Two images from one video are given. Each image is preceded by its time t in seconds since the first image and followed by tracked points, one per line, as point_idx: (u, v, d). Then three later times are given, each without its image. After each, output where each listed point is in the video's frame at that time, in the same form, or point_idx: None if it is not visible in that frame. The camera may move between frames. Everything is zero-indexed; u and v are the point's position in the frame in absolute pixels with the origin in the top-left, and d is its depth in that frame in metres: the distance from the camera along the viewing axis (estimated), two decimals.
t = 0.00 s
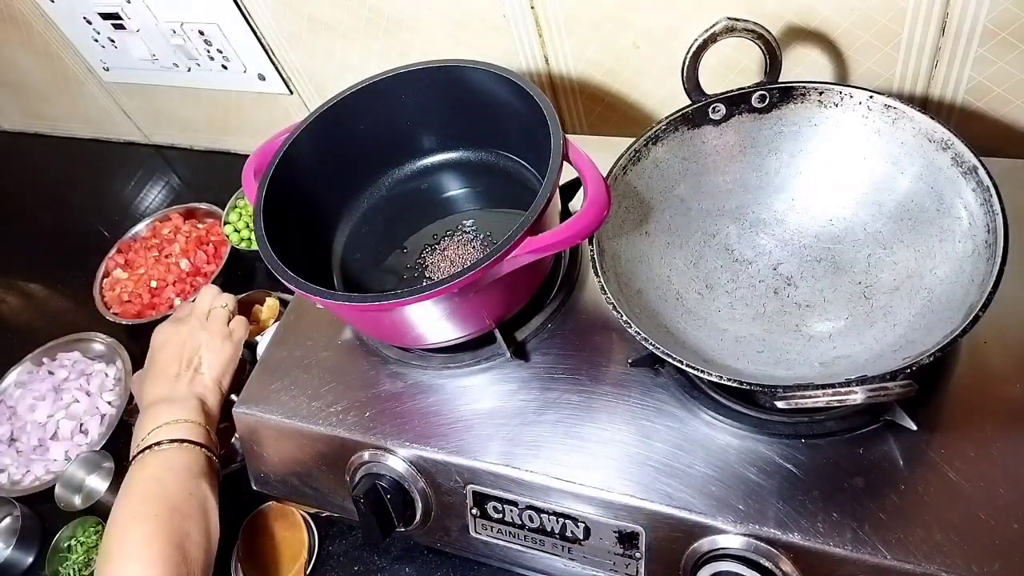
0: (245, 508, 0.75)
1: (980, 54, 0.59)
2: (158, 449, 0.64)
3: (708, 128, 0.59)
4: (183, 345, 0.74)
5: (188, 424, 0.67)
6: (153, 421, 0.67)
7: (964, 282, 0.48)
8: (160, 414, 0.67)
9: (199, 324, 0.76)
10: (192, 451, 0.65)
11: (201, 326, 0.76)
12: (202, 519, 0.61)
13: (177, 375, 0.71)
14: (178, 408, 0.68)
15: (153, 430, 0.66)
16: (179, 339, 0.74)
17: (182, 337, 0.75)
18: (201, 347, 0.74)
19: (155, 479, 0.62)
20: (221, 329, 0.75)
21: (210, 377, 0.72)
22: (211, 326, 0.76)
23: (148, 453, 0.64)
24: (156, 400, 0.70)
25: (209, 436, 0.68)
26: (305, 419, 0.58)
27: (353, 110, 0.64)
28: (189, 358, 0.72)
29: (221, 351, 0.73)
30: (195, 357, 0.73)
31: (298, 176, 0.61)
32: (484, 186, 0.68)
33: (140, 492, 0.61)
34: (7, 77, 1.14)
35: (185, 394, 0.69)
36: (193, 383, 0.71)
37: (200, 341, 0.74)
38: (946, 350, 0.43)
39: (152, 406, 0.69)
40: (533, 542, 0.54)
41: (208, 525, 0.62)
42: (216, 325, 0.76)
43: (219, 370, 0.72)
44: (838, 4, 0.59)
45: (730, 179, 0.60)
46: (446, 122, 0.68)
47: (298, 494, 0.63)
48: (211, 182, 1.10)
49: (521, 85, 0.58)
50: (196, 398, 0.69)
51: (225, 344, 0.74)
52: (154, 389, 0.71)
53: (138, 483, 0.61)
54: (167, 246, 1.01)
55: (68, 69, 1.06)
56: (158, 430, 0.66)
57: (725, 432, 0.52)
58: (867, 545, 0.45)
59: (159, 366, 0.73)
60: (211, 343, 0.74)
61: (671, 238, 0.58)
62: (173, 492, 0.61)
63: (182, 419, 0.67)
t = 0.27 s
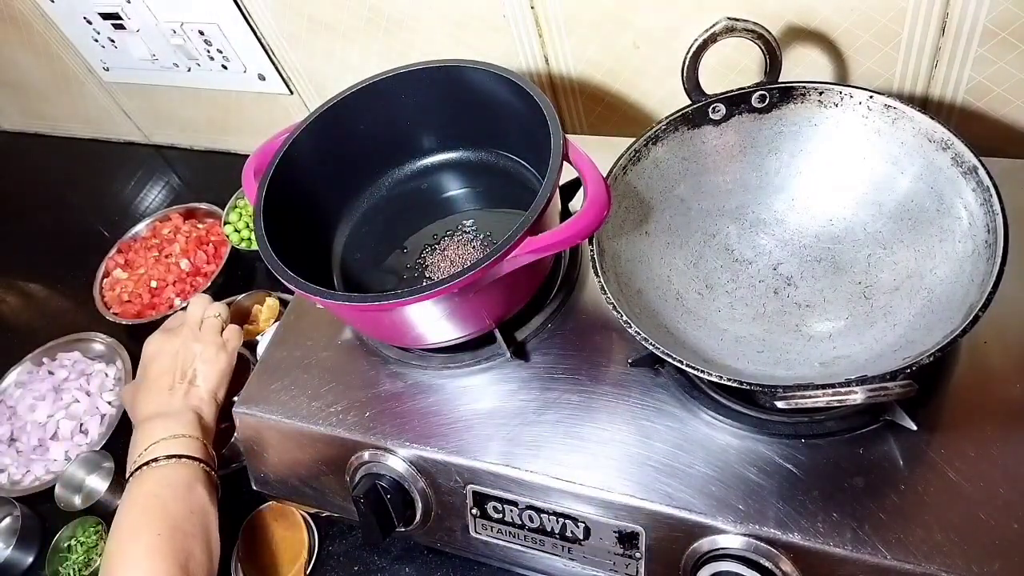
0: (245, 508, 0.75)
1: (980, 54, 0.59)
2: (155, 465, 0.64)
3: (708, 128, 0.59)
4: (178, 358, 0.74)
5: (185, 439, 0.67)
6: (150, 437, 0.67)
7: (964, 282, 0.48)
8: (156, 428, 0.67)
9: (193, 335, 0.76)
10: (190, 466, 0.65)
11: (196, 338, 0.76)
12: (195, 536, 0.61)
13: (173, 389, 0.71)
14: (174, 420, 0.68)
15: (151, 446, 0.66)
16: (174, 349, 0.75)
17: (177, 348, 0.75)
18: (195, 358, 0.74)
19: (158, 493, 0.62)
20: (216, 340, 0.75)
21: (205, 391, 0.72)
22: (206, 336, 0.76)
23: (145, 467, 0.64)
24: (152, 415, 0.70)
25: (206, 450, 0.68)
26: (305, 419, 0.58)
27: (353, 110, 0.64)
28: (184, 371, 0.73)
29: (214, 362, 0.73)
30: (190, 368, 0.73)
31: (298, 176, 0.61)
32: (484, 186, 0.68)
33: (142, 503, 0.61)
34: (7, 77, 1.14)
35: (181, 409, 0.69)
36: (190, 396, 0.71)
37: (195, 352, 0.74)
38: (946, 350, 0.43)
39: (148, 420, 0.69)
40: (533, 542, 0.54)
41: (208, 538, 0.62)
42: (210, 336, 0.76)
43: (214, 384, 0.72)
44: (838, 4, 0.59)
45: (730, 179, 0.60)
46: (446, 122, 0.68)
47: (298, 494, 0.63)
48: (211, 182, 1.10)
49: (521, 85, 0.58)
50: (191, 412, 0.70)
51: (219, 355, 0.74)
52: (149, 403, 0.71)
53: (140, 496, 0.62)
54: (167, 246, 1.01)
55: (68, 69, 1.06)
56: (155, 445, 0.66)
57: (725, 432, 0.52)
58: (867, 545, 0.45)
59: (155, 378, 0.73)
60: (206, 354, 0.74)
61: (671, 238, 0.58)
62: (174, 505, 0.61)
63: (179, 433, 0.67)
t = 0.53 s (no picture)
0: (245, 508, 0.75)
1: (980, 54, 0.59)
2: (138, 471, 0.64)
3: (708, 128, 0.59)
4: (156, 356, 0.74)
5: (167, 444, 0.66)
6: (128, 444, 0.67)
7: (964, 282, 0.48)
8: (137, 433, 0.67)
9: (169, 334, 0.77)
10: (174, 472, 0.64)
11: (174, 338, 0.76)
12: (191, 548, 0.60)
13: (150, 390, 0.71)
14: (154, 423, 0.68)
15: (131, 453, 0.66)
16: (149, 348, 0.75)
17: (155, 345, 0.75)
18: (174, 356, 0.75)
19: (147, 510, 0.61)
20: (194, 339, 0.76)
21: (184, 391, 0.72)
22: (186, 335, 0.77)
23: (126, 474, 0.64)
24: (130, 417, 0.69)
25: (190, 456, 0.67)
26: (305, 419, 0.58)
27: (353, 110, 0.64)
28: (162, 372, 0.73)
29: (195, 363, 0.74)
30: (169, 366, 0.73)
31: (298, 176, 0.61)
32: (484, 186, 0.68)
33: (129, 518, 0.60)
34: (7, 77, 1.14)
35: (161, 410, 0.69)
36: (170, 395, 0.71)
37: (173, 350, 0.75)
38: (946, 350, 0.43)
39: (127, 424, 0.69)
40: (533, 542, 0.54)
41: (199, 552, 0.62)
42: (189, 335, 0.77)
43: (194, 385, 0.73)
44: (838, 4, 0.59)
45: (730, 179, 0.60)
46: (446, 122, 0.68)
47: (298, 495, 0.63)
48: (211, 182, 1.10)
49: (521, 85, 0.58)
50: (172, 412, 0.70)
51: (199, 356, 0.75)
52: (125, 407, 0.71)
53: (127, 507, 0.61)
54: (167, 246, 1.01)
55: (68, 69, 1.06)
56: (136, 451, 0.66)
57: (725, 432, 0.52)
58: (867, 545, 0.45)
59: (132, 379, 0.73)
60: (184, 352, 0.75)
61: (671, 238, 0.58)
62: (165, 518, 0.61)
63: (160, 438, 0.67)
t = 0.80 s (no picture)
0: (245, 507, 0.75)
1: (980, 54, 0.59)
2: (132, 572, 0.58)
3: (708, 128, 0.59)
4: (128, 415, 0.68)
5: (164, 528, 0.61)
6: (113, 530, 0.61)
7: (964, 283, 0.48)
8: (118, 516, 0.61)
9: (146, 382, 0.72)
10: (180, 563, 0.60)
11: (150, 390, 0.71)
12: None
13: (117, 457, 0.65)
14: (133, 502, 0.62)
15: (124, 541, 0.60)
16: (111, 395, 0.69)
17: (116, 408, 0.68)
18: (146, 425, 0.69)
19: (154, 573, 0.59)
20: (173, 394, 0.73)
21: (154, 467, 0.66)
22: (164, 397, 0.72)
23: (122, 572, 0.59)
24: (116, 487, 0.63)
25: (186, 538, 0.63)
26: (305, 419, 0.58)
27: (353, 110, 0.64)
28: (138, 428, 0.68)
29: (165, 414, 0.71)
30: (140, 424, 0.68)
31: (298, 176, 0.61)
32: (484, 186, 0.68)
33: None
34: (7, 77, 1.14)
35: (144, 479, 0.64)
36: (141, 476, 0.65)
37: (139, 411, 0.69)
38: (946, 351, 0.43)
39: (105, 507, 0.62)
40: (533, 542, 0.54)
41: None
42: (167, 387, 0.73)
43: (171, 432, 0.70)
44: (838, 4, 0.59)
45: (730, 179, 0.60)
46: (446, 122, 0.68)
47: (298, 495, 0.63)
48: (211, 182, 1.10)
49: (521, 85, 0.58)
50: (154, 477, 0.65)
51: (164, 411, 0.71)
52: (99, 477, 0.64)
53: None
54: (167, 246, 1.01)
55: (68, 69, 1.06)
56: (126, 543, 0.60)
57: (725, 432, 0.52)
58: (867, 545, 0.45)
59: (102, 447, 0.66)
60: (158, 409, 0.70)
61: (671, 238, 0.58)
62: None
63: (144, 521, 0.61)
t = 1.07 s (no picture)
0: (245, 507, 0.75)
1: (980, 54, 0.59)
2: None
3: (708, 128, 0.59)
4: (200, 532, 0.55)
5: None
6: None
7: (964, 282, 0.48)
8: None
9: (236, 507, 0.57)
10: None
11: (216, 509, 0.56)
12: None
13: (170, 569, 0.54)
14: None
15: None
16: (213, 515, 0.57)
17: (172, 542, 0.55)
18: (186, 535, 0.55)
19: None
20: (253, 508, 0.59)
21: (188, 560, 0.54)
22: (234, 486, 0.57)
23: None
24: None
25: None
26: (305, 419, 0.58)
27: (354, 110, 0.64)
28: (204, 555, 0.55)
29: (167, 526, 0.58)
30: (223, 561, 0.56)
31: (299, 176, 0.61)
32: (484, 186, 0.68)
33: None
34: (7, 77, 1.14)
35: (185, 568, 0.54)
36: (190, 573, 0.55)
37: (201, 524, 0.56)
38: (946, 351, 0.43)
39: None
40: (533, 542, 0.54)
41: None
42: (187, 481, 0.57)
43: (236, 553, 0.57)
44: (838, 4, 0.59)
45: (730, 179, 0.60)
46: (446, 122, 0.68)
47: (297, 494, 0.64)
48: (211, 182, 1.10)
49: (521, 85, 0.58)
50: None
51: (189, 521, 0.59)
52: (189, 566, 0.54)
53: None
54: (167, 246, 1.02)
55: (68, 69, 1.06)
56: None
57: (725, 432, 0.52)
58: (867, 545, 0.45)
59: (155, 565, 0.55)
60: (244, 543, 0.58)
61: (671, 238, 0.58)
62: None
63: None
